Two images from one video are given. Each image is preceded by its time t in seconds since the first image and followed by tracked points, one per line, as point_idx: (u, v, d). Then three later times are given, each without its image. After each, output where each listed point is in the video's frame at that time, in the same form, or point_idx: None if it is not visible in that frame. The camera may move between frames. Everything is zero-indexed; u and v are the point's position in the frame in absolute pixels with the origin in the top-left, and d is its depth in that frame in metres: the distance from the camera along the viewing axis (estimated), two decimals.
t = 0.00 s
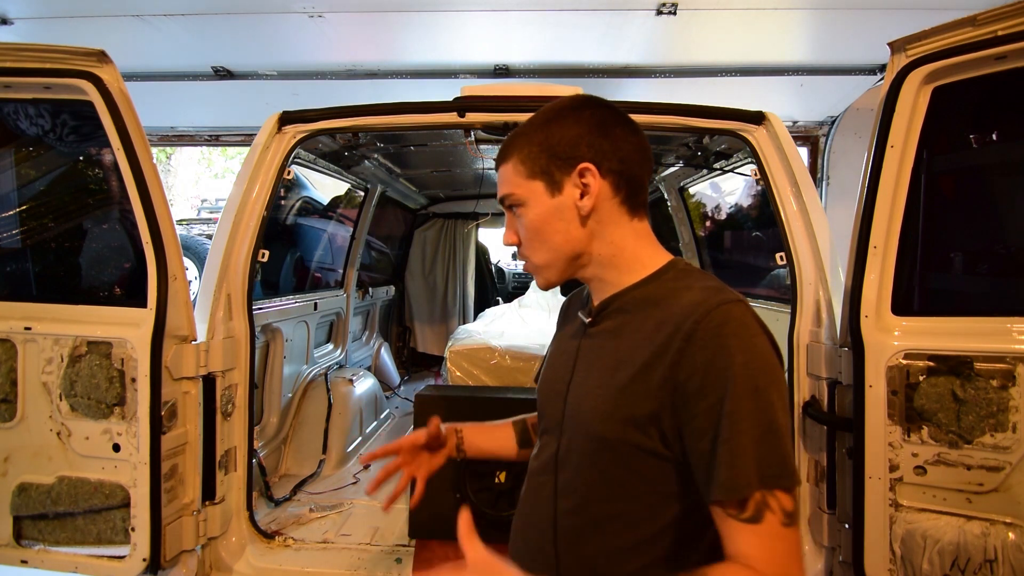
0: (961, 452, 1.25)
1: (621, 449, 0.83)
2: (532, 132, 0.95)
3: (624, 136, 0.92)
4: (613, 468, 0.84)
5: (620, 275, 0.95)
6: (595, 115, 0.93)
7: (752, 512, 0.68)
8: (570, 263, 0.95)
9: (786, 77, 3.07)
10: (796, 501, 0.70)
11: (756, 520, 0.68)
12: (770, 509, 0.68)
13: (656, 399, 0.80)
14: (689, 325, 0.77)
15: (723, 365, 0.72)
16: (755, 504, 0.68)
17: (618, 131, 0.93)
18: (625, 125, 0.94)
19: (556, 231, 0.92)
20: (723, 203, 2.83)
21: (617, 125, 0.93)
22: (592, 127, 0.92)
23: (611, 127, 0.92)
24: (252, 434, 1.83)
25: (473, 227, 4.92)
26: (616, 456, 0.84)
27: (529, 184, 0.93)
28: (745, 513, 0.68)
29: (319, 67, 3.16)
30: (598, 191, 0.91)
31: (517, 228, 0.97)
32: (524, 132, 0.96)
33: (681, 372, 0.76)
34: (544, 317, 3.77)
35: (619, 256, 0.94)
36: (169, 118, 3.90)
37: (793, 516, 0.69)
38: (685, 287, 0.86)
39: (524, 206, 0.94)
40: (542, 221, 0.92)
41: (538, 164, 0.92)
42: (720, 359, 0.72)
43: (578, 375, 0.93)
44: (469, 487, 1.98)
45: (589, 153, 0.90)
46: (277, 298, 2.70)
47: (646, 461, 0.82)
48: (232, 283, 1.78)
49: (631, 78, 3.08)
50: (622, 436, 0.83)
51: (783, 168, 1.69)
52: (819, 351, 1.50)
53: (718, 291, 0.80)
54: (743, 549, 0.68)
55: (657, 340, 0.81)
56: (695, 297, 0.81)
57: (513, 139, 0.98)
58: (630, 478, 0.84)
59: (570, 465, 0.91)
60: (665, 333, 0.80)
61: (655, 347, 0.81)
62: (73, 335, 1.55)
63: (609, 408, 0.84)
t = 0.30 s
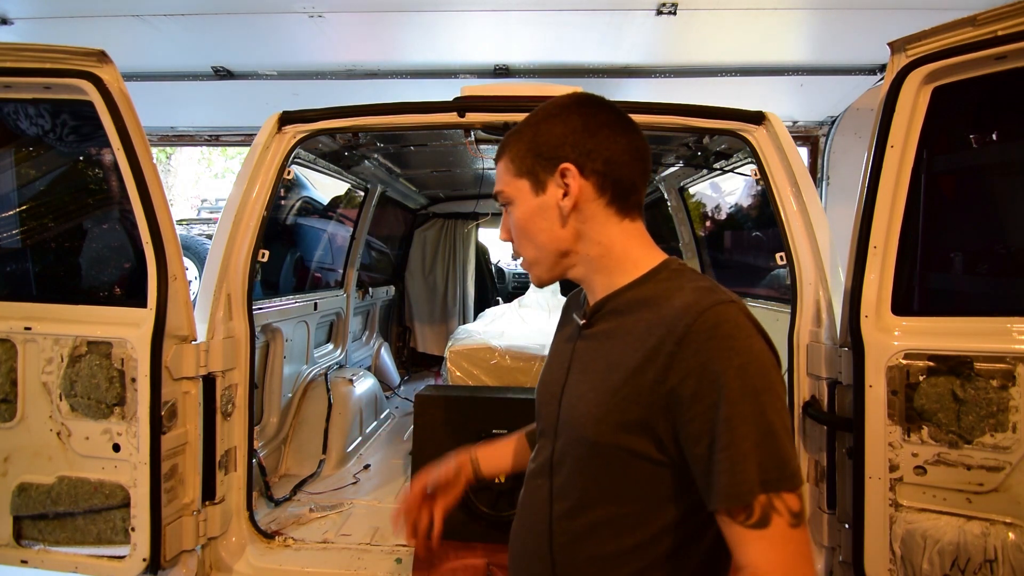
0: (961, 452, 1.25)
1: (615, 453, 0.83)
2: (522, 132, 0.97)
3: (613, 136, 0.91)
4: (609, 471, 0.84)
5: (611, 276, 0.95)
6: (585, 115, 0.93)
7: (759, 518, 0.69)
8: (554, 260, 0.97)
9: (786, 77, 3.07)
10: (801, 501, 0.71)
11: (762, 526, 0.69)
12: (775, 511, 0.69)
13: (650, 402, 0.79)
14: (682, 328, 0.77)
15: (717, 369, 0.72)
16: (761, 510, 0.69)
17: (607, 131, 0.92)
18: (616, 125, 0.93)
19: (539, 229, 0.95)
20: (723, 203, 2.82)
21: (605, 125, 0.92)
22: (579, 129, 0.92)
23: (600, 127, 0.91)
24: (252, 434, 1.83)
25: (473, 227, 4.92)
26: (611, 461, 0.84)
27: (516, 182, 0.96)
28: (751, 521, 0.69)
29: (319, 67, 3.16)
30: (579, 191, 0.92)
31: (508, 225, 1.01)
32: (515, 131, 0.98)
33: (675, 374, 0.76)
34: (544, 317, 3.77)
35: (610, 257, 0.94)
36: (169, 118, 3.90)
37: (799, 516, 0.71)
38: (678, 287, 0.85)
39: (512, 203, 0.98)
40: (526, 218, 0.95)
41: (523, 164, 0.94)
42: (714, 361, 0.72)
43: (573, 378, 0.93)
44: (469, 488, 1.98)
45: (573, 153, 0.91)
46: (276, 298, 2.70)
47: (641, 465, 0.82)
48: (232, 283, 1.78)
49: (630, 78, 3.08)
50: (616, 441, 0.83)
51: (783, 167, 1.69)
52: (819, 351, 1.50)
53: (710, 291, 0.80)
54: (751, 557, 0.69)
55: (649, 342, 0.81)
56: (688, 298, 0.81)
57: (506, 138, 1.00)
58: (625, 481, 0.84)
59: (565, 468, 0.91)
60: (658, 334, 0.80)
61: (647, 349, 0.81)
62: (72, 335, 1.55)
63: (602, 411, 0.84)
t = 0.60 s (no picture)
0: (961, 452, 1.25)
1: (592, 454, 0.84)
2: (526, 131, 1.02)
3: (597, 136, 0.90)
4: (587, 473, 0.85)
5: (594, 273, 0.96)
6: (572, 114, 0.92)
7: (709, 531, 0.70)
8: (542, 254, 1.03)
9: (786, 77, 3.07)
10: (759, 517, 0.70)
11: (712, 540, 0.70)
12: (724, 525, 0.70)
13: (624, 403, 0.80)
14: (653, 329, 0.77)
15: (682, 370, 0.71)
16: (711, 523, 0.70)
17: (593, 130, 0.90)
18: (604, 123, 0.90)
19: (529, 224, 1.02)
20: (723, 203, 2.82)
21: (591, 124, 0.90)
22: (565, 129, 0.92)
23: (585, 126, 0.91)
24: (252, 434, 1.83)
25: (473, 227, 4.92)
26: (588, 461, 0.84)
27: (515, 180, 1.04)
28: (701, 532, 0.70)
29: (319, 67, 3.16)
30: (558, 190, 0.95)
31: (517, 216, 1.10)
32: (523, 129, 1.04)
33: (646, 375, 0.76)
34: (544, 317, 3.77)
35: (597, 256, 0.95)
36: (169, 118, 3.90)
37: (755, 532, 0.70)
38: (658, 287, 0.84)
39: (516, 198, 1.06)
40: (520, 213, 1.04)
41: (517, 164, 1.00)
42: (681, 363, 0.72)
43: (560, 378, 0.93)
44: (469, 487, 1.98)
45: (554, 154, 0.94)
46: (277, 298, 2.70)
47: (617, 468, 0.83)
48: (232, 283, 1.78)
49: (630, 78, 3.08)
50: (591, 441, 0.83)
51: (783, 167, 1.69)
52: (819, 351, 1.50)
53: (687, 291, 0.79)
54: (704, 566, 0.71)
55: (625, 342, 0.81)
56: (664, 298, 0.80)
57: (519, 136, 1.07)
58: (602, 483, 0.84)
59: (550, 468, 0.92)
60: (632, 335, 0.80)
61: (622, 349, 0.81)
62: (73, 335, 1.55)
63: (579, 411, 0.84)
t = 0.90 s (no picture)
0: (961, 452, 1.25)
1: (577, 455, 0.84)
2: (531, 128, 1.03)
3: (592, 135, 0.90)
4: (572, 474, 0.85)
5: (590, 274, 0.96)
6: (571, 112, 0.93)
7: (689, 536, 0.70)
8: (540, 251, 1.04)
9: (786, 77, 3.07)
10: (739, 524, 0.70)
11: (692, 545, 0.70)
12: (703, 530, 0.70)
13: (608, 404, 0.80)
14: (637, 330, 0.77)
15: (664, 372, 0.71)
16: (691, 528, 0.70)
17: (590, 130, 0.90)
18: (602, 122, 0.90)
19: (528, 222, 1.04)
20: (723, 203, 2.82)
21: (588, 123, 0.90)
22: (563, 127, 0.93)
23: (581, 125, 0.91)
24: (252, 434, 1.83)
25: (473, 227, 4.92)
26: (574, 462, 0.84)
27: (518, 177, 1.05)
28: (681, 537, 0.71)
29: (319, 67, 3.16)
30: (554, 188, 0.95)
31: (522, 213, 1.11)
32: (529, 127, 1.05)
33: (629, 378, 0.76)
34: (544, 317, 3.77)
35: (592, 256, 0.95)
36: (169, 118, 3.90)
37: (733, 539, 0.70)
38: (646, 287, 0.84)
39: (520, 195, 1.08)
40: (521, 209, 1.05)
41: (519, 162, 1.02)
42: (662, 365, 0.72)
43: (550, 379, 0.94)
44: (469, 487, 1.98)
45: (550, 152, 0.95)
46: (277, 298, 2.70)
47: (602, 469, 0.83)
48: (232, 283, 1.78)
49: (630, 78, 3.08)
50: (576, 442, 0.83)
51: (783, 167, 1.69)
52: (819, 351, 1.50)
53: (673, 292, 0.78)
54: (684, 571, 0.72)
55: (609, 343, 0.81)
56: (649, 299, 0.80)
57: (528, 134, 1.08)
58: (588, 484, 0.84)
59: (538, 468, 0.92)
60: (617, 336, 0.80)
61: (606, 350, 0.81)
62: (73, 335, 1.55)
63: (564, 413, 0.85)
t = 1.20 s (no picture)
0: (961, 452, 1.25)
1: (568, 447, 0.84)
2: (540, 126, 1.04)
3: (598, 134, 0.90)
4: (563, 465, 0.85)
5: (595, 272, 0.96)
6: (579, 110, 0.93)
7: (665, 531, 0.70)
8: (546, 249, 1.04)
9: (786, 77, 3.07)
10: (717, 525, 0.69)
11: (667, 541, 0.70)
12: (681, 527, 0.69)
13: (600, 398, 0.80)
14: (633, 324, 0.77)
15: (656, 366, 0.71)
16: (668, 522, 0.70)
17: (597, 129, 0.90)
18: (609, 121, 0.90)
19: (535, 220, 1.04)
20: (723, 203, 2.82)
21: (596, 122, 0.90)
22: (571, 126, 0.93)
23: (588, 124, 0.91)
24: (252, 434, 1.82)
25: (473, 227, 4.92)
26: (565, 454, 0.85)
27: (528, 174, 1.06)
28: (657, 532, 0.70)
29: (319, 67, 3.16)
30: (560, 186, 0.96)
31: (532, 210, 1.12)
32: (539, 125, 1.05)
33: (622, 371, 0.76)
34: (544, 317, 3.77)
35: (596, 254, 0.95)
36: (168, 118, 3.90)
37: (710, 541, 0.70)
38: (645, 284, 0.84)
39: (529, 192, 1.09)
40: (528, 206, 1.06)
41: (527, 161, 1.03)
42: (654, 358, 0.72)
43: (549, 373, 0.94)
44: (469, 487, 1.98)
45: (558, 149, 0.95)
46: (277, 298, 2.70)
47: (593, 463, 0.83)
48: (232, 283, 1.78)
49: (630, 78, 3.08)
50: (570, 435, 0.84)
51: (783, 167, 1.69)
52: (820, 351, 1.50)
53: (671, 288, 0.78)
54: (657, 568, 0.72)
55: (605, 336, 0.81)
56: (646, 295, 0.80)
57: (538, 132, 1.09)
58: (577, 477, 0.85)
59: (533, 459, 0.93)
60: (613, 330, 0.80)
61: (602, 344, 0.81)
62: (73, 335, 1.55)
63: (559, 404, 0.85)
